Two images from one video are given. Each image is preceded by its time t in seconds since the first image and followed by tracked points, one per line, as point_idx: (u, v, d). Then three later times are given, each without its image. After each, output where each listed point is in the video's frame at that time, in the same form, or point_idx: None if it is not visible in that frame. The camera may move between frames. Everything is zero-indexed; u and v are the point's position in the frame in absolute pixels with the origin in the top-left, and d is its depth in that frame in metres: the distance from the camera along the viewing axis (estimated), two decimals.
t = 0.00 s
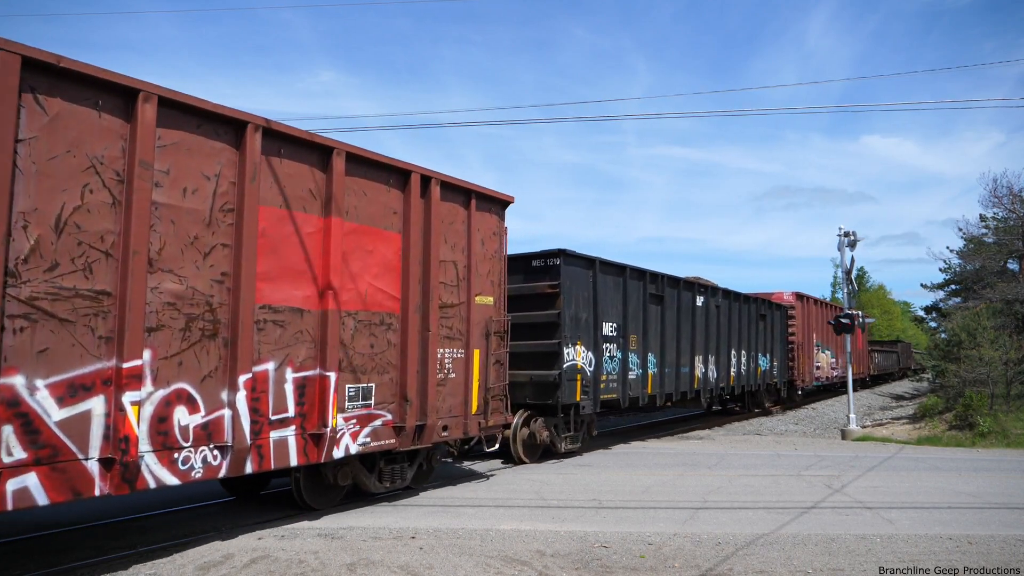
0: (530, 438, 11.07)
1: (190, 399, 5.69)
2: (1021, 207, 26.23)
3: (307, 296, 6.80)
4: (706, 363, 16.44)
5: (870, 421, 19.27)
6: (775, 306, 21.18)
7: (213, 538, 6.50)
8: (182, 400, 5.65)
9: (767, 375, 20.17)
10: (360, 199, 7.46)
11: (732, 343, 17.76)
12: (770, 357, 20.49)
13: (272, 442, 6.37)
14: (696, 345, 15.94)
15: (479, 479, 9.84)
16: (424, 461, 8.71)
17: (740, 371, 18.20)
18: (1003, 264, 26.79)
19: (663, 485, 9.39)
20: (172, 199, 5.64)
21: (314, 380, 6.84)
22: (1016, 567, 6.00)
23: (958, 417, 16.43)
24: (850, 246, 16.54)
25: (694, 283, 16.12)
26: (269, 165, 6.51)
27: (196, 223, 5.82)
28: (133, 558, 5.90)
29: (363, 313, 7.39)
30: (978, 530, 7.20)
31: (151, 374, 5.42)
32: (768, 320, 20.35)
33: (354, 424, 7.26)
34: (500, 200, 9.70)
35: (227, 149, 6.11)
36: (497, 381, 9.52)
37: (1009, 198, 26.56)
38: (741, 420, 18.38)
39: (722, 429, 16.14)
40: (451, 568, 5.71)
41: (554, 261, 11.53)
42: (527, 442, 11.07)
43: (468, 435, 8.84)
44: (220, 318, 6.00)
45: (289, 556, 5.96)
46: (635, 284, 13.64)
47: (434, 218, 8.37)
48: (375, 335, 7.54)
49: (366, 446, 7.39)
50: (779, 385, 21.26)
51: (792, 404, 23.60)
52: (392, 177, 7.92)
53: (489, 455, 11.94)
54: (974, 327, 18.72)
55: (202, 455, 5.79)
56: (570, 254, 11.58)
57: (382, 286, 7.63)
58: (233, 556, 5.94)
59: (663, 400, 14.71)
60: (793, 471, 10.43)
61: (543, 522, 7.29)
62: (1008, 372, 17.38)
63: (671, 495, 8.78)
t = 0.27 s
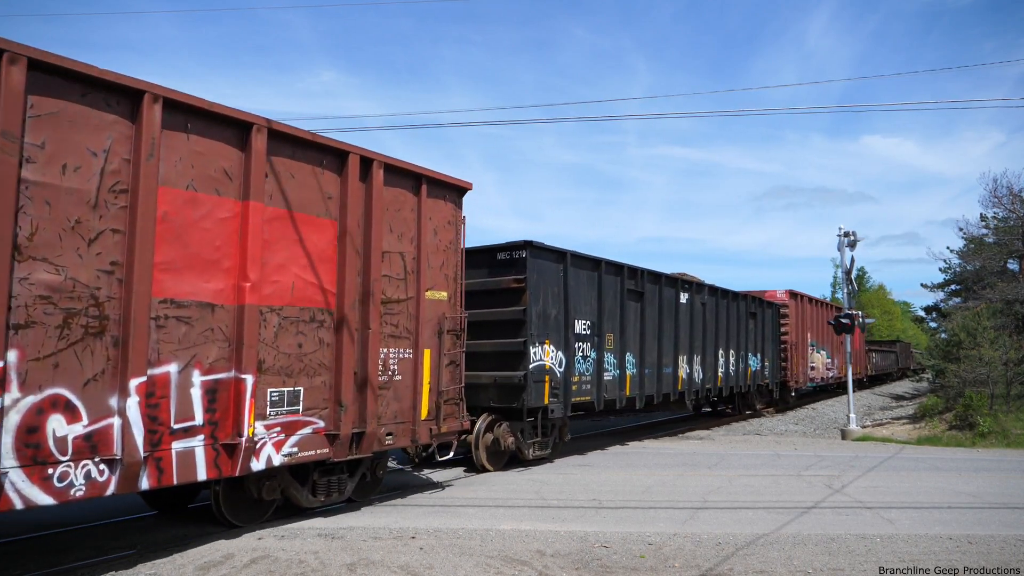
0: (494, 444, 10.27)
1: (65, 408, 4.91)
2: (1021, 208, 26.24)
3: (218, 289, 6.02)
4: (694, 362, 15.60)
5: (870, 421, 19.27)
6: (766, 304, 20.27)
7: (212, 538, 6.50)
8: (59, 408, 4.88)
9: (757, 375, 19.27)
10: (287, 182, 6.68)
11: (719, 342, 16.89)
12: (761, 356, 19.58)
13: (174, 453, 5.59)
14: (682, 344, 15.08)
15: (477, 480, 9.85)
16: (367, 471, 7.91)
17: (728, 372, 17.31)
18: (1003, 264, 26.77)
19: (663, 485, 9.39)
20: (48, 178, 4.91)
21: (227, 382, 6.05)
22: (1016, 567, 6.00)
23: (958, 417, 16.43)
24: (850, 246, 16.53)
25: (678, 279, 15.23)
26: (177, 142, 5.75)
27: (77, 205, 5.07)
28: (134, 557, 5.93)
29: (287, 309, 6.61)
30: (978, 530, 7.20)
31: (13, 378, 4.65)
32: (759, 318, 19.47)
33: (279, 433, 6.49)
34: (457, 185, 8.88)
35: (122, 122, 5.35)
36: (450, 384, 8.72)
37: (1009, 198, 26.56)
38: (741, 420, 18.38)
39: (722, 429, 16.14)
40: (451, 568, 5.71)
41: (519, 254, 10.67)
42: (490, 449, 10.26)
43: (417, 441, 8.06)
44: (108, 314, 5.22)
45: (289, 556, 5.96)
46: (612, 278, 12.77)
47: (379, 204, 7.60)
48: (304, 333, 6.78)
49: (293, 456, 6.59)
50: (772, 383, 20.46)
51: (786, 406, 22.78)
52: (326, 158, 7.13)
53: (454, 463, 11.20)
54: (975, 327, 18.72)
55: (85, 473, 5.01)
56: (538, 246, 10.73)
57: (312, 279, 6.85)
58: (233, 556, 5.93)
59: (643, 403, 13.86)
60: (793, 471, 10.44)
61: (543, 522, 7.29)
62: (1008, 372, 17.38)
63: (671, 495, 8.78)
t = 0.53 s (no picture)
0: (452, 453, 9.45)
1: None
2: (1021, 207, 26.25)
3: (102, 280, 5.28)
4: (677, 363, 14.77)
5: (870, 421, 19.26)
6: (756, 302, 19.40)
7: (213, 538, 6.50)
8: None
9: (746, 376, 18.40)
10: (195, 161, 5.99)
11: (705, 342, 16.06)
12: (751, 356, 18.72)
13: (47, 468, 4.90)
14: (664, 344, 14.26)
15: (476, 480, 9.85)
16: (298, 483, 7.20)
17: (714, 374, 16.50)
18: (1003, 264, 26.76)
19: (663, 485, 9.39)
20: None
21: (118, 386, 5.32)
22: (1016, 566, 6.00)
23: (958, 417, 16.43)
24: (850, 246, 16.54)
25: (660, 275, 14.40)
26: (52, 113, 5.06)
27: None
28: (133, 556, 5.97)
29: (195, 302, 5.92)
30: (977, 530, 7.20)
31: None
32: (749, 317, 18.62)
33: (184, 443, 5.79)
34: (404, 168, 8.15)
35: None
36: (395, 387, 8.03)
37: (1009, 198, 26.56)
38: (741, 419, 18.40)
39: (722, 429, 16.15)
40: (451, 568, 5.71)
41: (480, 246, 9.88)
42: (448, 457, 9.46)
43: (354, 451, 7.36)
44: None
45: (289, 556, 5.96)
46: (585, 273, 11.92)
47: (308, 188, 6.90)
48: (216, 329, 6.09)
49: (201, 468, 5.90)
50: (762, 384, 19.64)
51: (779, 408, 22.01)
52: (245, 136, 6.44)
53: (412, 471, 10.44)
54: (975, 327, 18.72)
55: None
56: (501, 238, 9.93)
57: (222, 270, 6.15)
58: (233, 556, 5.93)
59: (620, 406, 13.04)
60: (793, 471, 10.44)
61: (543, 522, 7.29)
62: (1008, 372, 17.38)
63: (671, 495, 8.78)
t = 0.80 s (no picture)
0: (403, 461, 8.74)
1: None
2: (1021, 207, 26.26)
3: None
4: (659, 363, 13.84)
5: (870, 421, 19.27)
6: (744, 298, 18.45)
7: (212, 539, 6.51)
8: None
9: (734, 376, 17.49)
10: (79, 134, 5.11)
11: (689, 340, 15.13)
12: (739, 356, 17.80)
13: None
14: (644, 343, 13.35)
15: (476, 478, 9.84)
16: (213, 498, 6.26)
17: (701, 373, 15.54)
18: (1003, 264, 26.75)
19: (663, 485, 9.39)
20: None
21: None
22: (1016, 566, 6.00)
23: (958, 417, 16.43)
24: (850, 246, 16.55)
25: (641, 270, 13.47)
26: None
27: None
28: (139, 556, 5.94)
29: (74, 296, 5.01)
30: (977, 530, 7.20)
31: None
32: (738, 315, 17.69)
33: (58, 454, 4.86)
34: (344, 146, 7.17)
35: None
36: (329, 390, 6.99)
37: (1009, 198, 26.55)
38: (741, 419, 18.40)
39: (722, 429, 16.15)
40: (451, 568, 5.71)
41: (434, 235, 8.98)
42: (399, 466, 8.75)
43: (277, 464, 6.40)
44: None
45: (289, 556, 5.96)
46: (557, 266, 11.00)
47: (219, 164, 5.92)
48: (102, 328, 5.18)
49: (83, 485, 4.98)
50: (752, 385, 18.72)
51: (771, 410, 21.23)
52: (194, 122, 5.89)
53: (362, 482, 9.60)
54: (975, 327, 18.72)
55: None
56: (456, 226, 9.02)
57: (113, 259, 5.25)
58: (233, 556, 5.94)
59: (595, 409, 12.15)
60: (793, 471, 10.44)
61: (543, 522, 7.30)
62: (1008, 372, 17.38)
63: (671, 495, 8.78)
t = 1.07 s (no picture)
0: (345, 472, 7.88)
1: None
2: (1021, 208, 26.25)
3: None
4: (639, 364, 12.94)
5: (870, 421, 19.27)
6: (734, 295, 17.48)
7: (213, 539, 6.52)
8: None
9: (723, 377, 16.53)
10: None
11: (673, 340, 14.23)
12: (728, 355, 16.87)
13: None
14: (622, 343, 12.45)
15: (480, 478, 9.84)
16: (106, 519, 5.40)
17: (686, 374, 14.66)
18: (1003, 264, 26.73)
19: (663, 485, 9.39)
20: None
21: None
22: (1016, 566, 6.00)
23: (958, 417, 16.43)
24: (850, 246, 16.55)
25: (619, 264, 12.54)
26: None
27: None
28: (168, 548, 6.22)
29: None
30: (977, 530, 7.20)
31: None
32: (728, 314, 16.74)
33: None
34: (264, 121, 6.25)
35: None
36: (246, 395, 6.06)
37: (1009, 198, 26.55)
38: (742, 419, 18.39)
39: (722, 429, 16.15)
40: (451, 568, 5.71)
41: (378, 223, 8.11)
42: (340, 478, 7.91)
43: (181, 480, 5.52)
44: None
45: (289, 556, 5.96)
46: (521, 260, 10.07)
47: (101, 136, 5.01)
48: None
49: None
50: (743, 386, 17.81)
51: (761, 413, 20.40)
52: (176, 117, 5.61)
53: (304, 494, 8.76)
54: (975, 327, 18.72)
55: None
56: (402, 214, 8.14)
57: None
58: (233, 556, 5.93)
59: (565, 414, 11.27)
60: (793, 471, 10.44)
61: (543, 522, 7.30)
62: (1008, 372, 17.38)
63: (671, 495, 8.78)
